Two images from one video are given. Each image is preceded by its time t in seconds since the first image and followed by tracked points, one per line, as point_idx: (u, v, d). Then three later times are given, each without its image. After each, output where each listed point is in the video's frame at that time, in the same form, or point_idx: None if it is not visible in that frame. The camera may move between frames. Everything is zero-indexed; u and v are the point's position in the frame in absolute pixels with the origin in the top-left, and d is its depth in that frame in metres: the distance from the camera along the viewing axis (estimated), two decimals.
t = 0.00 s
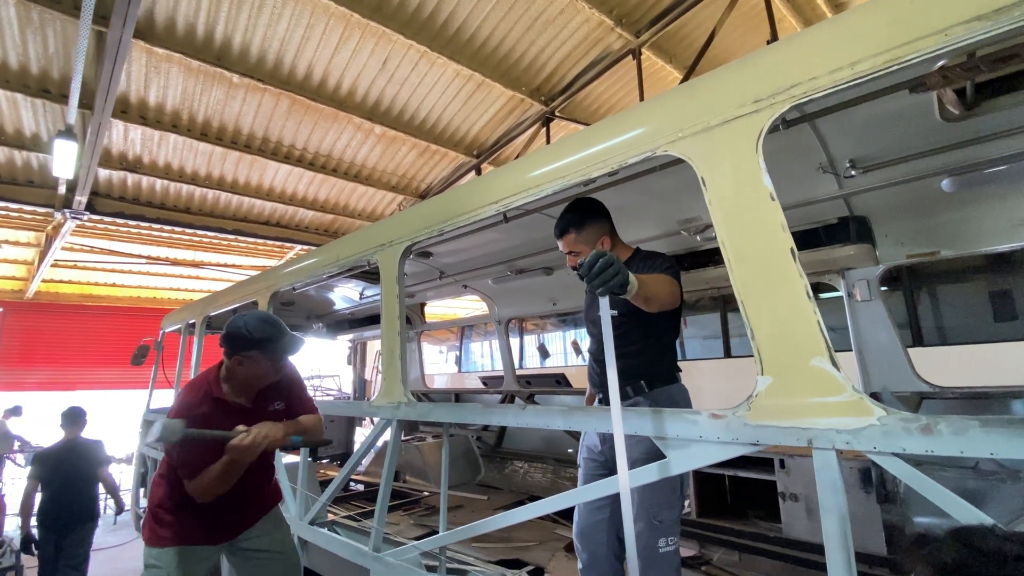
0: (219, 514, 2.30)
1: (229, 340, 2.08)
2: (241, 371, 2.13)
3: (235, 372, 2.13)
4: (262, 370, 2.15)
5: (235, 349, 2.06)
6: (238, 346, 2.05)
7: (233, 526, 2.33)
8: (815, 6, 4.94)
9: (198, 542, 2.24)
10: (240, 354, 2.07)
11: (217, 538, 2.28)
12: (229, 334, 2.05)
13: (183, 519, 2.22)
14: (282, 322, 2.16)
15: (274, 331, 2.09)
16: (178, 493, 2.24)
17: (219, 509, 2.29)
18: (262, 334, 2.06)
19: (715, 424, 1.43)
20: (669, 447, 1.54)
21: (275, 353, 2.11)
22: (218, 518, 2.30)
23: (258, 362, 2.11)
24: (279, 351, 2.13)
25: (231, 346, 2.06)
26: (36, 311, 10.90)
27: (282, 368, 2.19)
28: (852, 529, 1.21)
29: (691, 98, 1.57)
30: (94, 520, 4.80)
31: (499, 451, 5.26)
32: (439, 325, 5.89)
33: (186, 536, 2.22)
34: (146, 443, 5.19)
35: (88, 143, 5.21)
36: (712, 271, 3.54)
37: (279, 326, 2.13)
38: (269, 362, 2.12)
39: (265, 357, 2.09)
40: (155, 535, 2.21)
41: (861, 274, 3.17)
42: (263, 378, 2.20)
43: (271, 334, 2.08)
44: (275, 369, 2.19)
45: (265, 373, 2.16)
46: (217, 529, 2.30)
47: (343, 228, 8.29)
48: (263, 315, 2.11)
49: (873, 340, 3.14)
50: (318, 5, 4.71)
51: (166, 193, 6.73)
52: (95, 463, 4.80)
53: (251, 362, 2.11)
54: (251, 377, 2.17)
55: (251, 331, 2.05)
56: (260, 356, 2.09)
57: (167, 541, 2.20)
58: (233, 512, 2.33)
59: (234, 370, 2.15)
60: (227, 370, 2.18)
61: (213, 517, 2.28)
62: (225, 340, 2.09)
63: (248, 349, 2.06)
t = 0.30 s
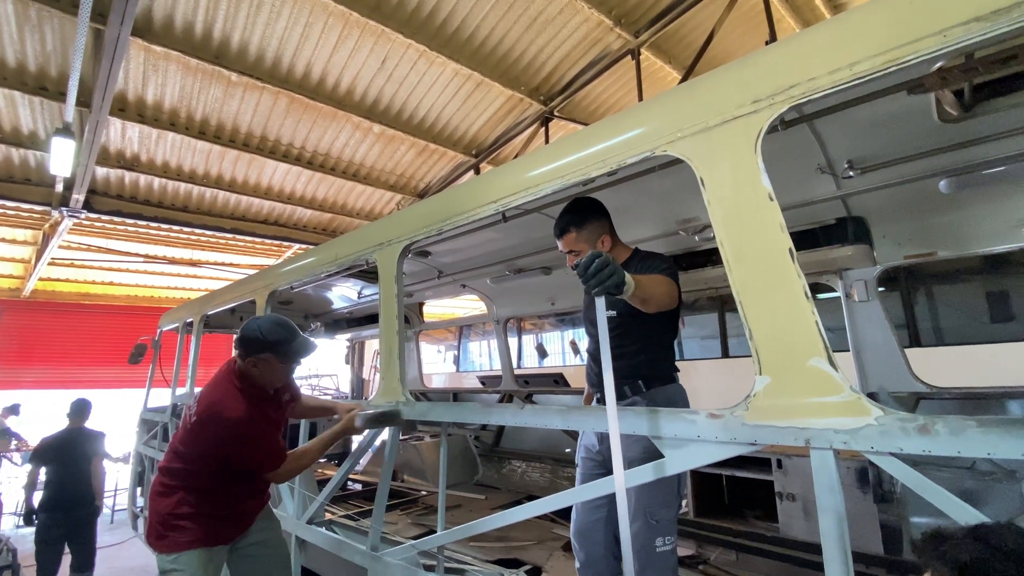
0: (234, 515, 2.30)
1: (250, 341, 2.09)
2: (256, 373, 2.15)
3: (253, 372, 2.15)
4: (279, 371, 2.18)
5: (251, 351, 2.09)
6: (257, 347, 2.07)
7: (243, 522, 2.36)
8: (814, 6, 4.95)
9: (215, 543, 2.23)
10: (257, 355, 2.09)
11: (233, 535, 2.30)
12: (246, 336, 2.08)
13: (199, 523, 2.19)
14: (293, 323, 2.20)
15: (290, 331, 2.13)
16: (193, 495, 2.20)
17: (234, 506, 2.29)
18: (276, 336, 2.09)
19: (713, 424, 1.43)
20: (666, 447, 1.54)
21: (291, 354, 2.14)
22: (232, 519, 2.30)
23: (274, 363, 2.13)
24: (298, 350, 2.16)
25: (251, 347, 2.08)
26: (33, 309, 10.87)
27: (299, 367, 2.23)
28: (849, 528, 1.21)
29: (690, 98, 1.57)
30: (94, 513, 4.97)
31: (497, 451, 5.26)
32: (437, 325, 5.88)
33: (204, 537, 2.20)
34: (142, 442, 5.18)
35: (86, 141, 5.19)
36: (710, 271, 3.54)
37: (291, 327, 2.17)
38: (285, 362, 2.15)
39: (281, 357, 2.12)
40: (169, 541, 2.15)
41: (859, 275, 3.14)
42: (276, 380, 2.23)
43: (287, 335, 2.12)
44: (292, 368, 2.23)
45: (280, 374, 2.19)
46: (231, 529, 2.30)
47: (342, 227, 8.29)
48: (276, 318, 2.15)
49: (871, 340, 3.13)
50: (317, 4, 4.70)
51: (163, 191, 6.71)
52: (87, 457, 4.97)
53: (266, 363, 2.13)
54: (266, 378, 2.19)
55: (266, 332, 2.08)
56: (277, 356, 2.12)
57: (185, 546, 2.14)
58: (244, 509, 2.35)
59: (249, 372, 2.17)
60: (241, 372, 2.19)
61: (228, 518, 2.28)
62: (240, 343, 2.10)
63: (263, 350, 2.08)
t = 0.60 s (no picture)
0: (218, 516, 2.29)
1: (231, 339, 2.08)
2: (239, 372, 2.14)
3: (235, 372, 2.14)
4: (261, 371, 2.15)
5: (231, 349, 2.07)
6: (236, 346, 2.06)
7: (229, 524, 2.34)
8: (813, 7, 4.96)
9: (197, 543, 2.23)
10: (237, 354, 2.08)
11: (216, 536, 2.29)
12: (226, 335, 2.07)
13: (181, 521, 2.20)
14: (276, 321, 2.18)
15: (270, 330, 2.11)
16: (176, 493, 2.22)
17: (217, 508, 2.28)
18: (255, 333, 2.07)
19: (713, 424, 1.43)
20: (664, 447, 1.54)
21: (271, 352, 2.12)
22: (217, 519, 2.30)
23: (255, 362, 2.12)
24: (277, 349, 2.14)
25: (230, 346, 2.07)
26: (32, 308, 10.85)
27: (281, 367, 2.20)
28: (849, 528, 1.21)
29: (690, 98, 1.57)
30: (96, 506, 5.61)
31: (497, 451, 5.27)
32: (437, 324, 5.88)
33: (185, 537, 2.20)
34: (142, 441, 5.17)
35: (85, 140, 5.19)
36: (710, 271, 3.54)
37: (273, 325, 2.15)
38: (265, 361, 2.13)
39: (261, 356, 2.10)
40: (151, 537, 2.18)
41: (858, 275, 3.17)
42: (261, 380, 2.21)
43: (267, 333, 2.10)
44: (276, 368, 2.20)
45: (263, 373, 2.17)
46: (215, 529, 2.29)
47: (341, 226, 8.29)
48: (257, 316, 2.13)
49: (869, 340, 3.15)
50: (317, 3, 4.70)
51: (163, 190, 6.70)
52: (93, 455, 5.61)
53: (248, 362, 2.12)
54: (249, 378, 2.18)
55: (245, 331, 2.07)
56: (257, 355, 2.10)
57: (165, 544, 2.16)
58: (229, 511, 2.34)
59: (233, 371, 2.15)
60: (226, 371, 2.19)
61: (212, 519, 2.28)
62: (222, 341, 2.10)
63: (242, 349, 2.07)
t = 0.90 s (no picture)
0: (221, 511, 2.31)
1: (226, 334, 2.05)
2: (238, 367, 2.12)
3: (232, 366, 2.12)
4: (259, 365, 2.13)
5: (229, 344, 2.05)
6: (233, 341, 2.04)
7: (229, 522, 2.34)
8: (812, 8, 4.97)
9: (198, 538, 2.24)
10: (234, 349, 2.06)
11: (217, 533, 2.30)
12: (222, 330, 2.04)
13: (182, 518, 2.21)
14: (273, 314, 2.15)
15: (267, 323, 2.08)
16: (178, 488, 2.22)
17: (217, 504, 2.28)
18: (250, 328, 2.04)
19: (712, 425, 1.43)
20: (662, 447, 1.54)
21: (268, 346, 2.10)
22: (219, 515, 2.30)
23: (252, 357, 2.09)
24: (274, 344, 2.12)
25: (227, 341, 2.04)
26: (29, 307, 10.83)
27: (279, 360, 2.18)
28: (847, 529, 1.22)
29: (691, 99, 1.57)
30: (95, 497, 5.72)
31: (495, 450, 5.27)
32: (436, 324, 5.88)
33: (184, 533, 2.21)
34: (139, 441, 5.16)
35: (83, 138, 5.17)
36: (709, 271, 3.54)
37: (270, 318, 2.12)
38: (263, 355, 2.11)
39: (258, 350, 2.08)
40: (152, 532, 2.18)
41: (856, 276, 3.17)
42: (259, 374, 2.19)
43: (264, 327, 2.07)
44: (273, 363, 2.18)
45: (261, 367, 2.16)
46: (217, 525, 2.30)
47: (340, 226, 8.28)
48: (253, 310, 2.10)
49: (867, 341, 3.15)
50: (317, 2, 4.69)
51: (161, 189, 6.69)
52: (91, 448, 5.81)
53: (246, 357, 2.10)
54: (249, 372, 2.17)
55: (240, 325, 2.03)
56: (255, 349, 2.08)
57: (164, 540, 2.17)
58: (229, 507, 2.33)
59: (231, 366, 2.14)
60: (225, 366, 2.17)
61: (214, 514, 2.29)
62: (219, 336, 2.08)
63: (239, 343, 2.04)
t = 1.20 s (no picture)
0: (236, 511, 2.31)
1: (246, 326, 2.13)
2: (254, 360, 2.18)
3: (250, 359, 2.18)
4: (275, 358, 2.19)
5: (246, 337, 2.11)
6: (250, 333, 2.11)
7: (242, 521, 2.34)
8: (811, 10, 4.98)
9: (212, 539, 2.23)
10: (252, 341, 2.12)
11: (230, 533, 2.29)
12: (241, 323, 2.11)
13: (197, 519, 2.19)
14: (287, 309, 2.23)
15: (283, 316, 2.16)
16: (193, 488, 2.21)
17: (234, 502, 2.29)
18: (269, 319, 2.12)
19: (711, 427, 1.44)
20: (663, 448, 1.54)
21: (285, 338, 2.17)
22: (232, 516, 2.30)
23: (270, 349, 2.16)
24: (291, 337, 2.19)
25: (246, 333, 2.11)
26: (27, 306, 10.81)
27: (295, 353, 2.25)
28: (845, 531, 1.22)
29: (690, 102, 1.58)
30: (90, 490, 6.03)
31: (494, 452, 5.27)
32: (435, 325, 5.88)
33: (201, 533, 2.19)
34: (138, 442, 5.15)
35: (83, 138, 5.16)
36: (708, 273, 3.55)
37: (284, 312, 2.20)
38: (280, 347, 2.18)
39: (276, 342, 2.15)
40: (165, 535, 2.15)
41: (854, 279, 3.18)
42: (275, 368, 2.25)
43: (281, 319, 2.15)
44: (289, 355, 2.25)
45: (278, 361, 2.22)
46: (230, 525, 2.30)
47: (340, 227, 8.28)
48: (268, 304, 2.18)
49: (866, 342, 3.16)
50: (317, 3, 4.70)
51: (160, 190, 6.69)
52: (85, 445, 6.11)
53: (263, 350, 2.16)
54: (265, 366, 2.22)
55: (259, 318, 2.11)
56: (273, 341, 2.14)
57: (181, 542, 2.14)
58: (243, 507, 2.33)
59: (248, 360, 2.20)
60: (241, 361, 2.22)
61: (228, 515, 2.28)
62: (237, 330, 2.14)
63: (257, 335, 2.11)
